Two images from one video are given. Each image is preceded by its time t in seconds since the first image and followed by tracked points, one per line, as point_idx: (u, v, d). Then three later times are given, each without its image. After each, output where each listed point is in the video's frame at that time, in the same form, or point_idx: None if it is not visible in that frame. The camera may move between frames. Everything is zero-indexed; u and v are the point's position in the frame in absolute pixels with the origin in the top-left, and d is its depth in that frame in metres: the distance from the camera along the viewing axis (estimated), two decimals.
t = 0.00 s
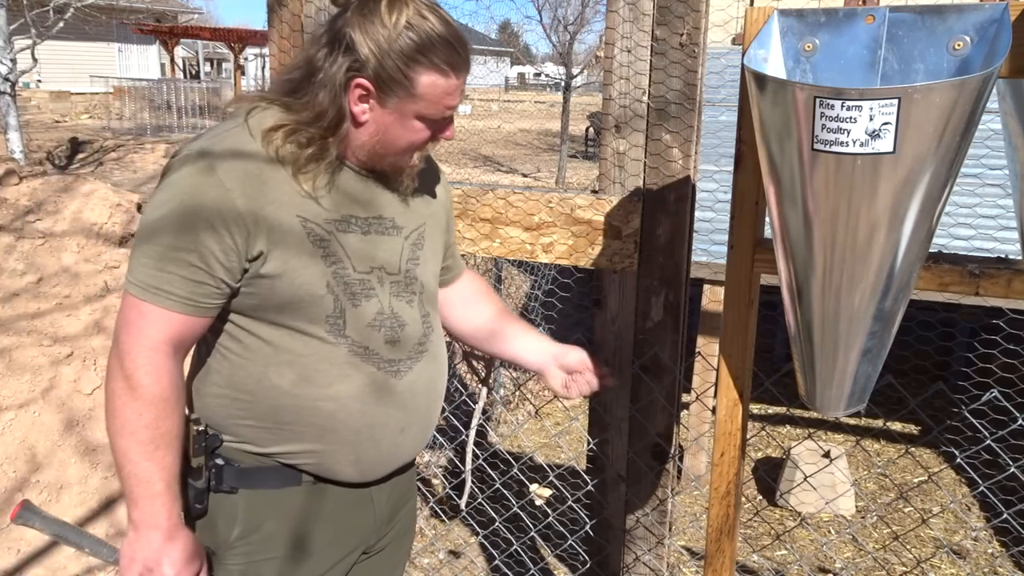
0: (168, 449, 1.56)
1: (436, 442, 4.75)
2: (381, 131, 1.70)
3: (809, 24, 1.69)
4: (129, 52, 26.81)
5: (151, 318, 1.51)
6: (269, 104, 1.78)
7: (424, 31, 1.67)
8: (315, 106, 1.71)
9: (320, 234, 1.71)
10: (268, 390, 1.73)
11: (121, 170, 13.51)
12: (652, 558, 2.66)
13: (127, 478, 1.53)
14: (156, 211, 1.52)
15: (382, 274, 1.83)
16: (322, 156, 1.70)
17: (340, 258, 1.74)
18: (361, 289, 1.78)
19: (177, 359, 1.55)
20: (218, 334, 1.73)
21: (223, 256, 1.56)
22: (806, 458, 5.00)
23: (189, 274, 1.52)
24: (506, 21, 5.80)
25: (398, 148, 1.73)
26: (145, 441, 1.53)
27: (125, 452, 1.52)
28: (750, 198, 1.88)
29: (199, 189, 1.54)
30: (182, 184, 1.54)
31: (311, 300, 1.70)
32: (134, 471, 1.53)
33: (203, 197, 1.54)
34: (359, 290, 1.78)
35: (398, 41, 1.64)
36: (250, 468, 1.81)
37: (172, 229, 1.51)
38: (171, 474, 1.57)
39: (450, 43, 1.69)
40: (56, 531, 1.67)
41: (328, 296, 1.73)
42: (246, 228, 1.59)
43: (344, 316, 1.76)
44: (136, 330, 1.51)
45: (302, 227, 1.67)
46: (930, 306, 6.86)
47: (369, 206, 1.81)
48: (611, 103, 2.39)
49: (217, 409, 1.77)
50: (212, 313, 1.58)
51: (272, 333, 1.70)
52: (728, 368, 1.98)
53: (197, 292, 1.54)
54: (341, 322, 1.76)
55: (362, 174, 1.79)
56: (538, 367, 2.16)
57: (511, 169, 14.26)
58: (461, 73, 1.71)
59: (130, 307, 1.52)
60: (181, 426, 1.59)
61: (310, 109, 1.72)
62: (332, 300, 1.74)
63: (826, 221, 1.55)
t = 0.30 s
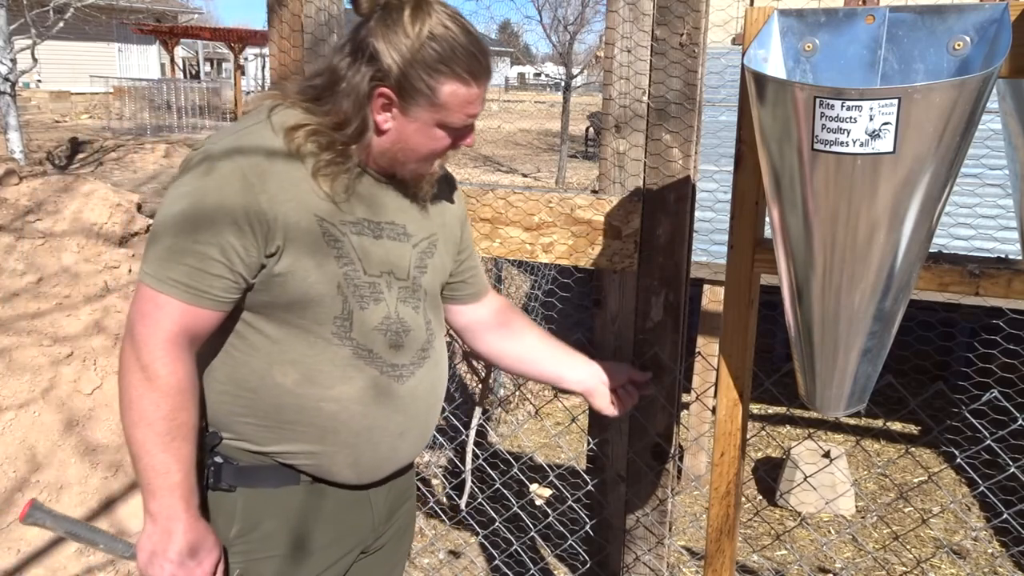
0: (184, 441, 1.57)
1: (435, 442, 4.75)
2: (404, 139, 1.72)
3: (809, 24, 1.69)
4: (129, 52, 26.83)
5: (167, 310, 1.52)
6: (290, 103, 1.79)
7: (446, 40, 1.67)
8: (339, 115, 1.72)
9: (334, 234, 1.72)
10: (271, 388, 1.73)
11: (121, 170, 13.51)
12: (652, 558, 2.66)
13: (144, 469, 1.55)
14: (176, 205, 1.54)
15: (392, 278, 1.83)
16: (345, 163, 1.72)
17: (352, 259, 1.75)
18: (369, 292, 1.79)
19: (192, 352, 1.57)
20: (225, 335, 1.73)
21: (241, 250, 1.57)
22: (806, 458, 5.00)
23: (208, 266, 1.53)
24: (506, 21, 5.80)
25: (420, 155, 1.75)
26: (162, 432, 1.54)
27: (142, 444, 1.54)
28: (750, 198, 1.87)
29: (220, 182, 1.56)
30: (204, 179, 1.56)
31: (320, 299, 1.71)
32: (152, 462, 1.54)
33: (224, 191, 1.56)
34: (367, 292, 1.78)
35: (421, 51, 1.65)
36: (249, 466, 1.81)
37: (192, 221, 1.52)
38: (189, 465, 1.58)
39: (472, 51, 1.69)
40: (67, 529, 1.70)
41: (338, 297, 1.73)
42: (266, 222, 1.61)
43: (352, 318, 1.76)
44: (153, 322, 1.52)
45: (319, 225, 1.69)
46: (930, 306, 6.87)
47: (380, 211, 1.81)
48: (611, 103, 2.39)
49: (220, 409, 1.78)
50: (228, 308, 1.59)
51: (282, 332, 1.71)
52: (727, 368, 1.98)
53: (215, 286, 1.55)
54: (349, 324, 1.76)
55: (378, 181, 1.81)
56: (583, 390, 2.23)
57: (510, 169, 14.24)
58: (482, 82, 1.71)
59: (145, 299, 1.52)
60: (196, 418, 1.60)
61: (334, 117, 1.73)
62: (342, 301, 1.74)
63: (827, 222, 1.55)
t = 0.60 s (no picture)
0: (194, 427, 1.57)
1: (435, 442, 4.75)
2: (426, 142, 1.73)
3: (809, 24, 1.69)
4: (129, 52, 26.85)
5: (184, 296, 1.52)
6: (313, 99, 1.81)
7: (474, 46, 1.68)
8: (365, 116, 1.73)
9: (350, 231, 1.73)
10: (275, 385, 1.73)
11: (121, 170, 13.51)
12: (652, 557, 2.66)
13: (151, 455, 1.54)
14: (196, 191, 1.54)
15: (402, 282, 1.84)
16: (367, 163, 1.73)
17: (366, 258, 1.77)
18: (379, 293, 1.80)
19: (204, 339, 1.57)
20: (232, 329, 1.72)
21: (259, 239, 1.58)
22: (806, 458, 5.00)
23: (226, 253, 1.53)
24: (506, 21, 5.80)
25: (440, 160, 1.75)
26: (171, 418, 1.54)
27: (151, 429, 1.53)
28: (750, 198, 1.88)
29: (241, 171, 1.57)
30: (227, 166, 1.58)
31: (332, 295, 1.72)
32: (160, 447, 1.54)
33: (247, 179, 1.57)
34: (378, 293, 1.79)
35: (449, 56, 1.66)
36: (246, 464, 1.82)
37: (210, 207, 1.53)
38: (196, 452, 1.58)
39: (498, 59, 1.70)
40: (72, 515, 1.67)
41: (349, 295, 1.74)
42: (286, 213, 1.61)
43: (361, 318, 1.77)
44: (170, 308, 1.52)
45: (337, 222, 1.70)
46: (930, 306, 6.87)
47: (395, 214, 1.82)
48: (611, 102, 2.39)
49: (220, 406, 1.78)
50: (243, 297, 1.60)
51: (292, 330, 1.71)
52: (727, 368, 1.98)
53: (230, 274, 1.55)
54: (358, 323, 1.77)
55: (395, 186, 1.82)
56: (594, 401, 2.26)
57: (510, 169, 14.23)
58: (506, 89, 1.73)
59: (159, 283, 1.53)
60: (205, 406, 1.60)
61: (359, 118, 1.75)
62: (352, 300, 1.75)
63: (827, 222, 1.55)
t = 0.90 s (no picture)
0: (210, 425, 1.57)
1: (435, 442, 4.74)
2: (441, 141, 1.75)
3: (809, 24, 1.69)
4: (129, 52, 26.85)
5: (203, 294, 1.52)
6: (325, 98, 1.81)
7: (491, 46, 1.71)
8: (383, 114, 1.75)
9: (368, 229, 1.74)
10: (290, 382, 1.73)
11: (121, 170, 13.50)
12: (654, 554, 2.67)
13: (168, 453, 1.54)
14: (214, 189, 1.54)
15: (416, 281, 1.85)
16: (384, 162, 1.75)
17: (383, 258, 1.78)
18: (396, 291, 1.81)
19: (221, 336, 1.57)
20: (249, 326, 1.70)
21: (277, 237, 1.58)
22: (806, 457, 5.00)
23: (246, 251, 1.53)
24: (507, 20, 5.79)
25: (455, 158, 1.77)
26: (188, 416, 1.54)
27: (167, 427, 1.53)
28: (750, 198, 1.87)
29: (257, 169, 1.57)
30: (249, 163, 1.57)
31: (350, 293, 1.73)
32: (177, 445, 1.53)
33: (265, 177, 1.57)
34: (394, 291, 1.80)
35: (466, 55, 1.69)
36: (256, 461, 1.83)
37: (226, 205, 1.53)
38: (212, 451, 1.57)
39: (514, 59, 1.73)
40: (83, 512, 1.63)
41: (365, 292, 1.75)
42: (304, 211, 1.62)
43: (377, 316, 1.78)
44: (189, 305, 1.51)
45: (355, 221, 1.72)
46: (930, 306, 6.87)
47: (411, 213, 1.83)
48: (611, 102, 2.38)
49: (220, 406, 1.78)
50: (260, 294, 1.60)
51: (307, 327, 1.71)
52: (727, 368, 1.98)
53: (249, 271, 1.55)
54: (374, 321, 1.78)
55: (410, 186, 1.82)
56: (605, 391, 2.31)
57: (510, 169, 14.22)
58: (521, 89, 1.75)
59: (179, 279, 1.52)
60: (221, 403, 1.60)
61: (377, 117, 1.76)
62: (369, 297, 1.76)
63: (827, 223, 1.55)
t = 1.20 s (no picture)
0: (229, 425, 1.57)
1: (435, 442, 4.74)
2: (445, 140, 1.75)
3: (809, 24, 1.69)
4: (129, 52, 26.86)
5: (213, 296, 1.52)
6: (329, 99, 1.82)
7: (495, 46, 1.71)
8: (389, 114, 1.76)
9: (374, 227, 1.75)
10: (297, 381, 1.73)
11: (121, 170, 13.51)
12: (654, 554, 2.67)
13: (190, 454, 1.54)
14: (221, 192, 1.54)
15: (422, 280, 1.85)
16: (389, 162, 1.75)
17: (390, 256, 1.78)
18: (401, 290, 1.81)
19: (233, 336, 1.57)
20: (259, 327, 1.70)
21: (288, 237, 1.59)
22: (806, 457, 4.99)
23: (256, 252, 1.54)
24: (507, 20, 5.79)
25: (458, 158, 1.78)
26: (209, 416, 1.54)
27: (189, 429, 1.53)
28: (750, 198, 1.87)
29: (262, 172, 1.57)
30: (255, 165, 1.58)
31: (359, 292, 1.73)
32: (202, 446, 1.54)
33: (271, 179, 1.57)
34: (401, 291, 1.81)
35: (470, 55, 1.69)
36: (263, 461, 1.83)
37: (233, 208, 1.53)
38: (235, 450, 1.58)
39: (518, 59, 1.73)
40: (112, 521, 1.67)
41: (372, 290, 1.75)
42: (313, 211, 1.62)
43: (383, 315, 1.78)
44: (197, 307, 1.51)
45: (363, 220, 1.72)
46: (930, 306, 6.87)
47: (416, 212, 1.83)
48: (611, 102, 2.38)
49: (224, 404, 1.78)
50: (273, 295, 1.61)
51: (314, 327, 1.71)
52: (727, 367, 1.98)
53: (259, 273, 1.55)
54: (380, 321, 1.78)
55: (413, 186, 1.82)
56: (599, 398, 2.31)
57: (510, 169, 14.21)
58: (525, 88, 1.75)
59: (190, 282, 1.52)
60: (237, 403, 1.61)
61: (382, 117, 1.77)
62: (376, 296, 1.76)
63: (828, 225, 1.55)
